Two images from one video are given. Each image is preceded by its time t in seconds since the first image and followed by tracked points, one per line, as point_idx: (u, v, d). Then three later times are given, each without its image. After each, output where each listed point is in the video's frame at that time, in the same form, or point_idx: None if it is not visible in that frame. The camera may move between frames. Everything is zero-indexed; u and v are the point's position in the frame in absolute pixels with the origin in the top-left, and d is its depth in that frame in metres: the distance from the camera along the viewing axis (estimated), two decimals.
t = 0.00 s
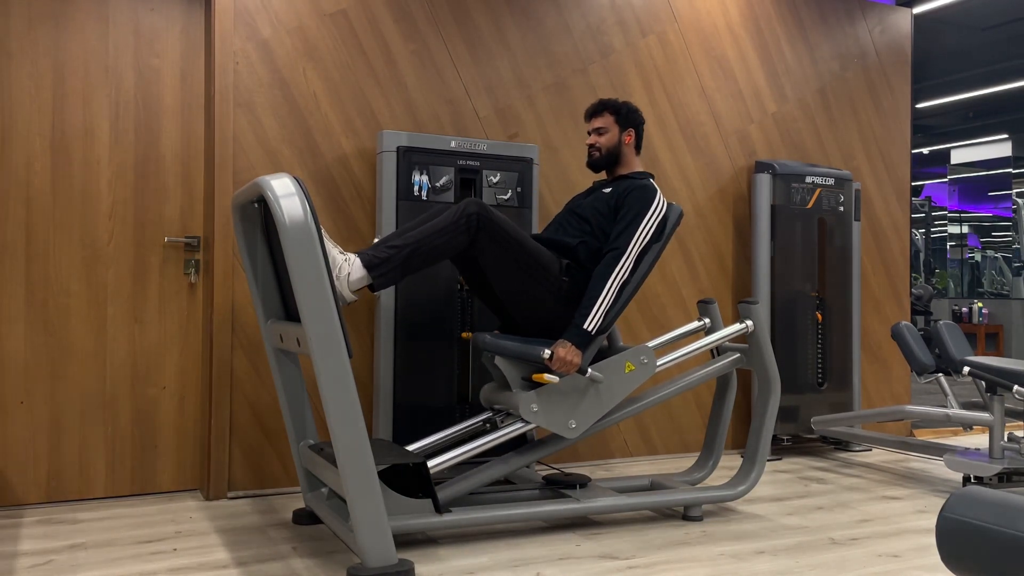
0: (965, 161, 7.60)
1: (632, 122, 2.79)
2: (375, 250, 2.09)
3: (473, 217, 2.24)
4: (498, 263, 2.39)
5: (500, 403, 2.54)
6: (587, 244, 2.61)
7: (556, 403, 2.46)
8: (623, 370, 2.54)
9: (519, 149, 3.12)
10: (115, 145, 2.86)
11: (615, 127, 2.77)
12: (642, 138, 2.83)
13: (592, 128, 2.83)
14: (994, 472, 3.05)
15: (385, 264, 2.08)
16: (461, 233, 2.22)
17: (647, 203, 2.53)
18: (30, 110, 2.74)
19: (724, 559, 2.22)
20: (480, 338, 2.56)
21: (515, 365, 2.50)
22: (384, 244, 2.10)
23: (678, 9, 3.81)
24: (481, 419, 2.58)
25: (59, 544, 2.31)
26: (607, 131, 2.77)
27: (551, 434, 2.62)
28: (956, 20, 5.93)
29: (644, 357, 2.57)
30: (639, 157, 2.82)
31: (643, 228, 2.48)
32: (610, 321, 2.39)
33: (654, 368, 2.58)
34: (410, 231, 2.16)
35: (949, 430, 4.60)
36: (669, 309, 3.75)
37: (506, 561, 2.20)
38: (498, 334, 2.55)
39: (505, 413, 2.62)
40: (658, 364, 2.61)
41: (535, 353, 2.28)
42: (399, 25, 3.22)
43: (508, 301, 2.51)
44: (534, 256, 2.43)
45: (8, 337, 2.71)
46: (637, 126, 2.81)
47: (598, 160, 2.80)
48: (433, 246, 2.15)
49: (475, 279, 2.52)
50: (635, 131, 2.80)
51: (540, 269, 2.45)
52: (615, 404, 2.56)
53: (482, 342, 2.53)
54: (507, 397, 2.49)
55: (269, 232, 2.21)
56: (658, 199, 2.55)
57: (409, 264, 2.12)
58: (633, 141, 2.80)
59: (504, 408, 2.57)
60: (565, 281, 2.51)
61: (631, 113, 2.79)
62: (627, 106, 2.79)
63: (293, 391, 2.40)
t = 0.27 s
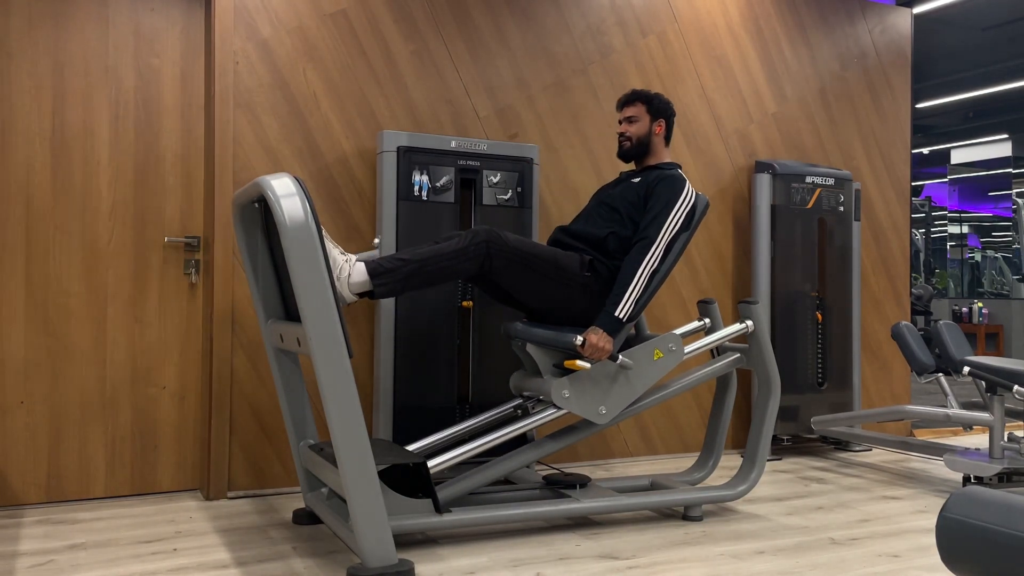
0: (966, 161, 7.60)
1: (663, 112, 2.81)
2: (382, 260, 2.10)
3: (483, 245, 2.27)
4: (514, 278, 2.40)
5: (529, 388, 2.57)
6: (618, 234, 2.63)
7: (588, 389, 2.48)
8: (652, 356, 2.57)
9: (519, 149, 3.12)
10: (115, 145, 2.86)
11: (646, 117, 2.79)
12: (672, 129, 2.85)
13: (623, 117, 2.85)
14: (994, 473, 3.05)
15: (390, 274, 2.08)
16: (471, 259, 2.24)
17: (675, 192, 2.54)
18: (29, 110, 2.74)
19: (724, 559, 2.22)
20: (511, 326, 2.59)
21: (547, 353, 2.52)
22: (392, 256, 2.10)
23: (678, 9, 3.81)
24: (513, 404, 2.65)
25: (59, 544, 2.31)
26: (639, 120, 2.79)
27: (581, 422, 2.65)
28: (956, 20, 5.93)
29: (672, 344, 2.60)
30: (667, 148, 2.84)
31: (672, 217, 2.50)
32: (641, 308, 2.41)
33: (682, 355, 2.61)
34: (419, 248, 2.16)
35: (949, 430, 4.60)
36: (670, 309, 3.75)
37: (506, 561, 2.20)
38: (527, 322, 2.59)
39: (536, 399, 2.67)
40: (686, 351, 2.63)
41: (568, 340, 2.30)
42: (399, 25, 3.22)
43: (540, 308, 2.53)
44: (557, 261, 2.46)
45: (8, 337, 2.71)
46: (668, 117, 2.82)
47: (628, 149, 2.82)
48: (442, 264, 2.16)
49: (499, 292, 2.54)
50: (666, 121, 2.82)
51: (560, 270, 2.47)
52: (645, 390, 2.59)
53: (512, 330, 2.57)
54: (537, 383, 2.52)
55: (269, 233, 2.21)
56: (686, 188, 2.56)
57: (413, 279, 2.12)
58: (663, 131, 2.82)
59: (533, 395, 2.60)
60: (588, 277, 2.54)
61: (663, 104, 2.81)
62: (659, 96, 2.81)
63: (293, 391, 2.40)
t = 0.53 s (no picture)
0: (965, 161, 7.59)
1: (669, 110, 2.82)
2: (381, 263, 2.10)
3: (482, 253, 2.28)
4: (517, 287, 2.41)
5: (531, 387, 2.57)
6: (623, 233, 2.63)
7: (592, 387, 2.47)
8: (656, 354, 2.56)
9: (519, 149, 3.12)
10: (115, 145, 2.86)
11: (652, 115, 2.80)
12: (676, 128, 2.86)
13: (628, 115, 2.85)
14: (994, 472, 3.05)
15: (388, 276, 2.08)
16: (471, 266, 2.25)
17: (680, 191, 2.54)
18: (29, 110, 2.74)
19: (724, 559, 2.22)
20: (517, 325, 2.59)
21: (550, 351, 2.54)
22: (391, 260, 2.11)
23: (678, 9, 3.81)
24: (517, 403, 2.67)
25: (59, 544, 2.31)
26: (645, 118, 2.80)
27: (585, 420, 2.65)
28: (956, 20, 5.92)
29: (677, 342, 2.59)
30: (672, 146, 2.85)
31: (677, 216, 2.50)
32: (645, 306, 2.41)
33: (687, 353, 2.60)
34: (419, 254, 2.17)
35: (949, 430, 4.60)
36: (670, 309, 3.75)
37: (506, 561, 2.20)
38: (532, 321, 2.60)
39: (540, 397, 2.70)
40: (690, 349, 2.62)
41: (572, 339, 2.30)
42: (399, 25, 3.22)
43: (544, 309, 2.53)
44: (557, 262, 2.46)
45: (8, 336, 2.71)
46: (673, 115, 2.84)
47: (634, 147, 2.82)
48: (442, 269, 2.17)
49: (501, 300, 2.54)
50: (671, 120, 2.83)
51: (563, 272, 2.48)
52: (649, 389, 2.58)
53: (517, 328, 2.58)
54: (541, 381, 2.53)
55: (269, 233, 2.21)
56: (690, 186, 2.56)
57: (413, 284, 2.12)
58: (668, 130, 2.83)
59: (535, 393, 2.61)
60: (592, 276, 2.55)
61: (668, 102, 2.82)
62: (666, 96, 2.81)
63: (293, 391, 2.40)
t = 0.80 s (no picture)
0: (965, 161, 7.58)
1: (648, 117, 2.80)
2: (377, 253, 2.09)
3: (476, 225, 2.24)
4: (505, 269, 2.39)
5: (512, 397, 2.56)
6: (602, 241, 2.62)
7: (570, 397, 2.45)
8: (635, 364, 2.53)
9: (520, 149, 3.12)
10: (115, 145, 2.86)
11: (630, 122, 2.78)
12: (656, 135, 2.84)
13: (607, 122, 2.85)
14: (994, 472, 3.05)
15: (386, 267, 2.07)
16: (465, 240, 2.22)
17: (659, 197, 2.53)
18: (29, 109, 2.74)
19: (724, 559, 2.22)
20: (494, 334, 2.57)
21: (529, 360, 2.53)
22: (386, 247, 2.09)
23: (678, 9, 3.81)
24: (496, 412, 2.64)
25: (59, 544, 2.31)
26: (622, 125, 2.79)
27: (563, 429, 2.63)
28: (956, 20, 5.93)
29: (656, 351, 2.57)
30: (651, 154, 2.82)
31: (656, 223, 2.48)
32: (623, 316, 2.40)
33: (666, 363, 2.58)
34: (413, 235, 2.15)
35: (949, 430, 4.60)
36: (670, 309, 3.75)
37: (506, 561, 2.20)
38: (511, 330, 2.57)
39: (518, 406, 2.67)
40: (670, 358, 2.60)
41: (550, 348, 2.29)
42: (399, 25, 3.22)
43: (521, 304, 2.51)
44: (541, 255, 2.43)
45: (8, 337, 2.71)
46: (652, 122, 2.81)
47: (611, 153, 2.81)
48: (437, 251, 2.15)
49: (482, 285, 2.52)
50: (650, 126, 2.80)
51: (549, 269, 2.46)
52: (628, 398, 2.56)
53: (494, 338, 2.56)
54: (520, 391, 2.51)
55: (269, 232, 2.21)
56: (670, 194, 2.55)
57: (412, 267, 2.11)
58: (647, 137, 2.80)
59: (515, 402, 2.60)
60: (575, 279, 2.52)
61: (647, 109, 2.80)
62: (644, 102, 2.80)
63: (293, 391, 2.40)
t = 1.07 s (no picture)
0: (965, 161, 7.59)
1: (613, 128, 2.76)
2: (372, 246, 2.09)
3: (466, 206, 2.23)
4: (488, 261, 2.37)
5: (473, 413, 2.48)
6: (564, 252, 2.59)
7: (530, 414, 2.42)
8: (600, 380, 2.52)
9: (520, 149, 3.12)
10: (115, 145, 2.86)
11: (595, 133, 2.75)
12: (622, 145, 2.80)
13: (572, 132, 2.80)
14: (994, 472, 3.05)
15: (383, 260, 2.07)
16: (454, 223, 2.22)
17: (624, 209, 2.50)
18: (30, 109, 2.74)
19: (724, 559, 2.22)
20: (452, 347, 2.46)
21: (489, 376, 2.45)
22: (380, 240, 2.09)
23: (678, 9, 3.81)
24: (456, 428, 2.54)
25: (59, 544, 2.31)
26: (587, 137, 2.75)
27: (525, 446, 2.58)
28: (956, 20, 5.93)
29: (621, 367, 2.55)
30: (617, 165, 2.79)
31: (620, 235, 2.45)
32: (586, 331, 2.38)
33: (631, 378, 2.56)
34: (405, 224, 2.15)
35: (949, 430, 4.60)
36: (669, 309, 3.75)
37: (506, 561, 2.20)
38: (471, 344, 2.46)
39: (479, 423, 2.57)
40: (636, 373, 2.59)
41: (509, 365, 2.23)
42: (399, 26, 3.22)
43: (490, 308, 2.48)
44: (519, 256, 2.39)
45: (8, 337, 2.71)
46: (617, 133, 2.78)
47: (576, 165, 2.78)
48: (428, 238, 2.15)
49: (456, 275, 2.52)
50: (615, 138, 2.77)
51: (524, 273, 2.42)
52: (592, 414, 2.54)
53: (454, 353, 2.44)
54: (481, 408, 2.44)
55: (269, 232, 2.21)
56: (635, 205, 2.52)
57: (409, 254, 2.12)
58: (613, 148, 2.77)
59: (478, 420, 2.52)
60: (545, 289, 2.47)
61: (613, 119, 2.76)
62: (609, 112, 2.76)
63: (293, 391, 2.40)
